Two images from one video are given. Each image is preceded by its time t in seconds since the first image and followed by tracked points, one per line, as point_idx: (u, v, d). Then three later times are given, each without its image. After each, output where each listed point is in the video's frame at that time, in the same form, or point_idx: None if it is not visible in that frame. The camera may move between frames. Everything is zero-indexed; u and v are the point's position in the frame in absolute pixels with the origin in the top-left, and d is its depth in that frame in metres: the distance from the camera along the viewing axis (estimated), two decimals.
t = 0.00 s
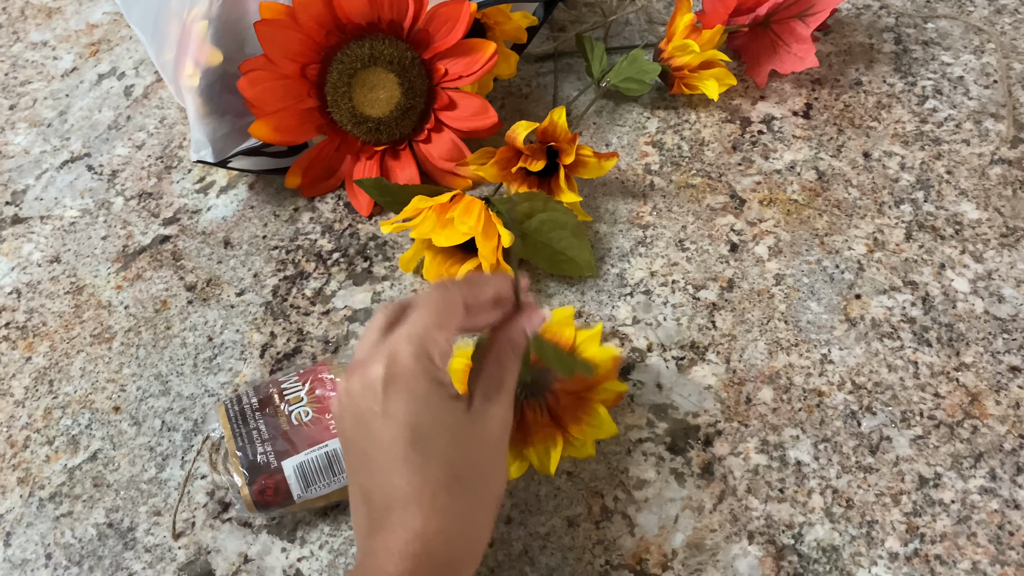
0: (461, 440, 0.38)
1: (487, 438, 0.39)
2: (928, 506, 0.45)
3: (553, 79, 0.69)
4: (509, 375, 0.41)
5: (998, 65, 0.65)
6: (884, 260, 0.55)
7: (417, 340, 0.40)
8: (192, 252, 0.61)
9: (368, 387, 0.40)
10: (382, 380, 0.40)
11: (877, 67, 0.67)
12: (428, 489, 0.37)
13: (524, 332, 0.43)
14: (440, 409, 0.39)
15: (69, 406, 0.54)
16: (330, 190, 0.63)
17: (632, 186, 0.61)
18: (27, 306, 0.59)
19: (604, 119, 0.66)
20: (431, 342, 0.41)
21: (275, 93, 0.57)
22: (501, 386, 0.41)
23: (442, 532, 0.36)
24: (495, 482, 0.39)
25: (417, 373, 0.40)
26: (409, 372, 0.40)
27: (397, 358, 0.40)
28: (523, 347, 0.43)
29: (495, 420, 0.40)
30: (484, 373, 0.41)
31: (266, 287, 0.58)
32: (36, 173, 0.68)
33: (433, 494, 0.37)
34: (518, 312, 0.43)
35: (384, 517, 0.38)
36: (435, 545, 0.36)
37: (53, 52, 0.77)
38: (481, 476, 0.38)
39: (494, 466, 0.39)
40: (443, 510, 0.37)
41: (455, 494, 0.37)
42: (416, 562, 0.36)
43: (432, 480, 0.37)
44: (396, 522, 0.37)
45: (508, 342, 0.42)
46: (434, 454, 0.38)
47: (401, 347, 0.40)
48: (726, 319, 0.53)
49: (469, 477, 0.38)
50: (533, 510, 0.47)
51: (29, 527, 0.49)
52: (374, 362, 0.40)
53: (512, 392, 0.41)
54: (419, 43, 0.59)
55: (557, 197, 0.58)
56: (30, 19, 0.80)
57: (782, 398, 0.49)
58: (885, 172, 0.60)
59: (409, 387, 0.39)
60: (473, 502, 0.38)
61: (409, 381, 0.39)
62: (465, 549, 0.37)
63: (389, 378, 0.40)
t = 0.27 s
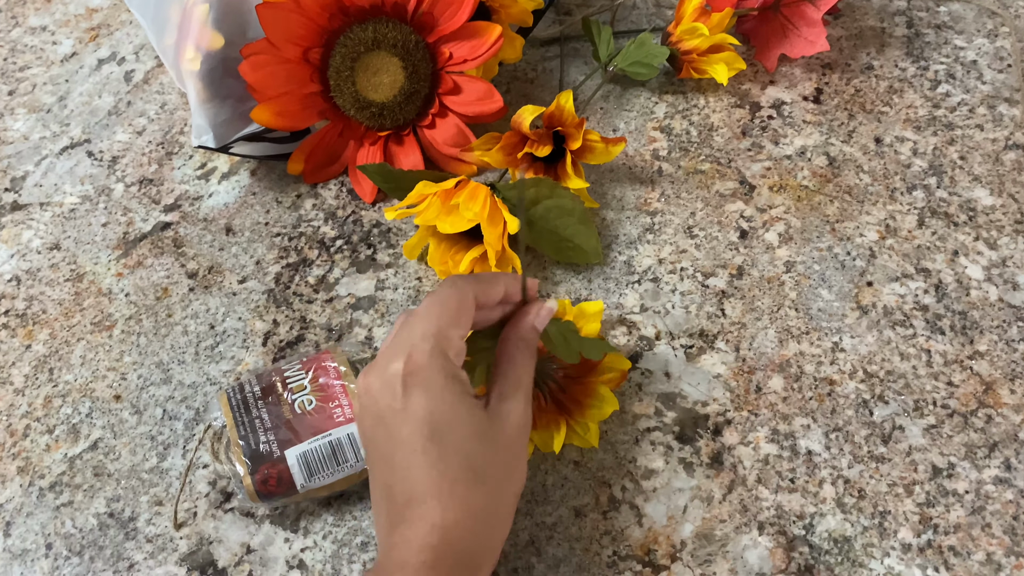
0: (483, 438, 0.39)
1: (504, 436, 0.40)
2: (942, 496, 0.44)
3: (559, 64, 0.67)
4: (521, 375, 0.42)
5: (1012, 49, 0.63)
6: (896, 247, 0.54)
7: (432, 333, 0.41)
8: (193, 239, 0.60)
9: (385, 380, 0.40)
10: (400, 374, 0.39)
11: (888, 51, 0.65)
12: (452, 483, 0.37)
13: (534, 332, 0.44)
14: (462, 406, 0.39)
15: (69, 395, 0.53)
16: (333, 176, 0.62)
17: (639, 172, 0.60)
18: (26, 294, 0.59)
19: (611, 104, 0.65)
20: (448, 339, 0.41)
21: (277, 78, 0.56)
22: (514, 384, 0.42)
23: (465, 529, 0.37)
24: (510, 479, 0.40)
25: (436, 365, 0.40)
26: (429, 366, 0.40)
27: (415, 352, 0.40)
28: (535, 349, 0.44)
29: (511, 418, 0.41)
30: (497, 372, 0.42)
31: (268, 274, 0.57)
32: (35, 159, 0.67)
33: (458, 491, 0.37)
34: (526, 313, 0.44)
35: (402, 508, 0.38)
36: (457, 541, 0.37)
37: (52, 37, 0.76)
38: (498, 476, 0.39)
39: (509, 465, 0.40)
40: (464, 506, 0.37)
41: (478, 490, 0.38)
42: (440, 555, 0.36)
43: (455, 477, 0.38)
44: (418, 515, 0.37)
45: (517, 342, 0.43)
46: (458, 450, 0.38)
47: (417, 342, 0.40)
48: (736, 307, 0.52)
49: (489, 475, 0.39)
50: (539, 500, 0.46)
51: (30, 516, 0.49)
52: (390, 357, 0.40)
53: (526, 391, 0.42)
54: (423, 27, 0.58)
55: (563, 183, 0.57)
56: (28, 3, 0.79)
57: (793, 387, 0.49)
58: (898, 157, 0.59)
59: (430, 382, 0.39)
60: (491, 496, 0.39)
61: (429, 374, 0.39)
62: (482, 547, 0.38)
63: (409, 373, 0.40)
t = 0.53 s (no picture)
0: (511, 458, 0.38)
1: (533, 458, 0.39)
2: (958, 500, 0.43)
3: (564, 53, 0.66)
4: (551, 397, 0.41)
5: None
6: (911, 242, 0.53)
7: (466, 347, 0.40)
8: (191, 233, 0.59)
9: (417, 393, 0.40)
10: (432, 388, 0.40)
11: (902, 40, 0.63)
12: (477, 502, 0.37)
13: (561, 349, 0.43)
14: (491, 425, 0.38)
15: (64, 393, 0.52)
16: (333, 169, 0.61)
17: (647, 165, 0.58)
18: (21, 289, 0.58)
19: (618, 95, 0.63)
20: (480, 354, 0.41)
21: (276, 68, 0.55)
22: (543, 404, 0.41)
23: (487, 550, 0.37)
24: (540, 503, 0.39)
25: (467, 381, 0.40)
26: (460, 381, 0.39)
27: (448, 366, 0.40)
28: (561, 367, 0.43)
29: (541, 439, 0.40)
30: (526, 392, 0.42)
31: (268, 270, 0.56)
32: (31, 151, 0.66)
33: (483, 511, 0.37)
34: (555, 329, 0.44)
35: (428, 524, 0.38)
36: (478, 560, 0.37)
37: (49, 27, 0.74)
38: (528, 498, 0.38)
39: (539, 488, 0.39)
40: (489, 528, 0.37)
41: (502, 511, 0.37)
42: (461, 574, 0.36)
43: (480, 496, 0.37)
44: (444, 531, 0.37)
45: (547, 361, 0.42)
46: (486, 469, 0.37)
47: (450, 356, 0.40)
48: (746, 304, 0.51)
49: (518, 498, 0.38)
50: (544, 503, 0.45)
51: (24, 518, 0.48)
52: (424, 371, 0.40)
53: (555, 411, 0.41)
54: (424, 16, 0.56)
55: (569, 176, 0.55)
56: None
57: (804, 386, 0.47)
58: (912, 150, 0.57)
59: (461, 398, 0.39)
60: (519, 518, 0.38)
61: (460, 389, 0.39)
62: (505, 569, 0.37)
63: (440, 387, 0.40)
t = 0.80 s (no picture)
0: (477, 460, 0.38)
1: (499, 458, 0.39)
2: (957, 516, 0.42)
3: (560, 52, 0.64)
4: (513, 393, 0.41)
5: None
6: (911, 248, 0.52)
7: (421, 354, 0.40)
8: (179, 238, 0.58)
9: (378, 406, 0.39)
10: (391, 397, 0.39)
11: (905, 39, 0.62)
12: (445, 510, 0.36)
13: (515, 343, 0.43)
14: (452, 429, 0.38)
15: (51, 402, 0.52)
16: (325, 172, 0.60)
17: (643, 168, 0.57)
18: (8, 295, 0.57)
19: (615, 95, 0.62)
20: (437, 358, 0.40)
21: (265, 70, 0.54)
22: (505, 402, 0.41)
23: (461, 558, 0.35)
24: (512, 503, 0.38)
25: (426, 387, 0.39)
26: (419, 387, 0.39)
27: (404, 375, 0.39)
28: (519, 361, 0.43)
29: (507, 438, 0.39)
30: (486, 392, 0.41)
31: (257, 276, 0.55)
32: (19, 153, 0.65)
33: (451, 518, 0.36)
34: (506, 324, 0.44)
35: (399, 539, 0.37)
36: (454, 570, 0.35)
37: (39, 25, 0.73)
38: (498, 497, 0.38)
39: (507, 489, 0.38)
40: (459, 535, 0.36)
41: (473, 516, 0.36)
42: None
43: (448, 502, 0.36)
44: (412, 542, 0.36)
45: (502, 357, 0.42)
46: (450, 473, 0.37)
47: (405, 364, 0.40)
48: (743, 312, 0.50)
49: (487, 499, 0.37)
50: (535, 516, 0.44)
51: (9, 529, 0.48)
52: (380, 381, 0.39)
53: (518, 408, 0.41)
54: (416, 16, 0.55)
55: (563, 180, 0.54)
56: None
57: (801, 397, 0.46)
58: (914, 152, 0.56)
59: (420, 404, 0.38)
60: (488, 523, 0.37)
61: (418, 395, 0.39)
62: None
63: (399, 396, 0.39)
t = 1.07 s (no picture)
0: (432, 422, 0.37)
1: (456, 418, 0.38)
2: (960, 511, 0.42)
3: (562, 45, 0.64)
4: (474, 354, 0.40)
5: None
6: (916, 242, 0.51)
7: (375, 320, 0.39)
8: (180, 233, 0.58)
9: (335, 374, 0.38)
10: (347, 365, 0.38)
11: (910, 31, 0.61)
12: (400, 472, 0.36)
13: (479, 310, 0.41)
14: (407, 394, 0.37)
15: (53, 396, 0.52)
16: (326, 165, 0.60)
17: (646, 162, 0.57)
18: (10, 290, 0.57)
19: (617, 88, 0.61)
20: (391, 324, 0.39)
21: (266, 63, 0.53)
22: (463, 364, 0.39)
23: (419, 519, 0.35)
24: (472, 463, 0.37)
25: (380, 352, 0.38)
26: (374, 355, 0.38)
27: (359, 342, 0.39)
28: (484, 328, 0.41)
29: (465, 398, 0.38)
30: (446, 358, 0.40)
31: (258, 270, 0.55)
32: (21, 147, 0.65)
33: (407, 482, 0.36)
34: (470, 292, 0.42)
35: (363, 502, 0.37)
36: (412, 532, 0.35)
37: (40, 19, 0.73)
38: (456, 459, 0.37)
39: (467, 451, 0.38)
40: (417, 498, 0.36)
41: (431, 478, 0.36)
42: (396, 549, 0.35)
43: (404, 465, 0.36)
44: (374, 506, 0.36)
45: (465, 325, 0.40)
46: (405, 437, 0.36)
47: (360, 332, 0.39)
48: (746, 307, 0.50)
49: (443, 460, 0.36)
50: (536, 511, 0.44)
51: (11, 524, 0.48)
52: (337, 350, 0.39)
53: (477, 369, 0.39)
54: (417, 9, 0.55)
55: (565, 173, 0.54)
56: None
57: (804, 392, 0.46)
58: (918, 145, 0.56)
59: (374, 370, 0.38)
60: (448, 486, 0.36)
61: (374, 360, 0.38)
62: (444, 536, 0.36)
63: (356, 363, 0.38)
